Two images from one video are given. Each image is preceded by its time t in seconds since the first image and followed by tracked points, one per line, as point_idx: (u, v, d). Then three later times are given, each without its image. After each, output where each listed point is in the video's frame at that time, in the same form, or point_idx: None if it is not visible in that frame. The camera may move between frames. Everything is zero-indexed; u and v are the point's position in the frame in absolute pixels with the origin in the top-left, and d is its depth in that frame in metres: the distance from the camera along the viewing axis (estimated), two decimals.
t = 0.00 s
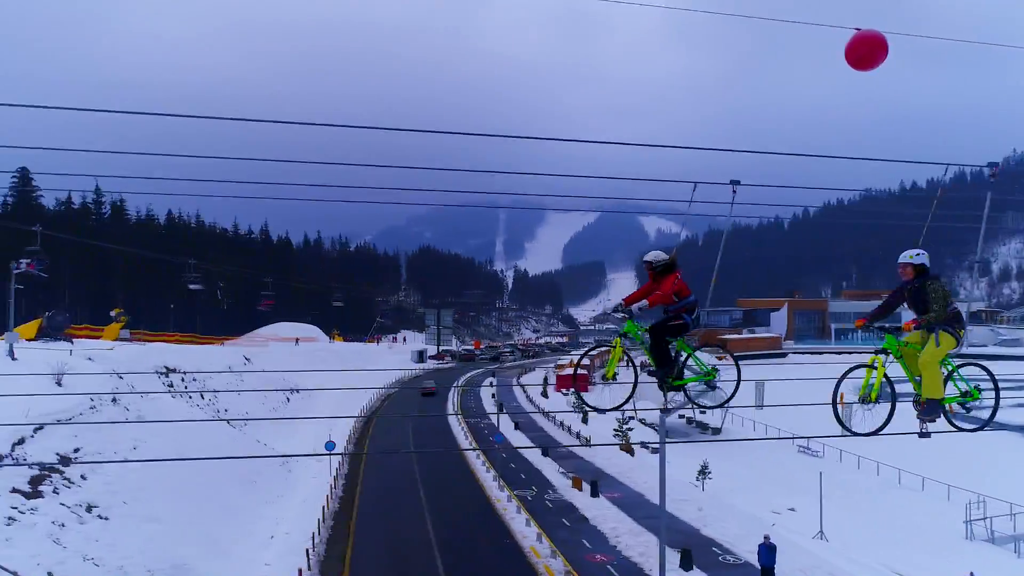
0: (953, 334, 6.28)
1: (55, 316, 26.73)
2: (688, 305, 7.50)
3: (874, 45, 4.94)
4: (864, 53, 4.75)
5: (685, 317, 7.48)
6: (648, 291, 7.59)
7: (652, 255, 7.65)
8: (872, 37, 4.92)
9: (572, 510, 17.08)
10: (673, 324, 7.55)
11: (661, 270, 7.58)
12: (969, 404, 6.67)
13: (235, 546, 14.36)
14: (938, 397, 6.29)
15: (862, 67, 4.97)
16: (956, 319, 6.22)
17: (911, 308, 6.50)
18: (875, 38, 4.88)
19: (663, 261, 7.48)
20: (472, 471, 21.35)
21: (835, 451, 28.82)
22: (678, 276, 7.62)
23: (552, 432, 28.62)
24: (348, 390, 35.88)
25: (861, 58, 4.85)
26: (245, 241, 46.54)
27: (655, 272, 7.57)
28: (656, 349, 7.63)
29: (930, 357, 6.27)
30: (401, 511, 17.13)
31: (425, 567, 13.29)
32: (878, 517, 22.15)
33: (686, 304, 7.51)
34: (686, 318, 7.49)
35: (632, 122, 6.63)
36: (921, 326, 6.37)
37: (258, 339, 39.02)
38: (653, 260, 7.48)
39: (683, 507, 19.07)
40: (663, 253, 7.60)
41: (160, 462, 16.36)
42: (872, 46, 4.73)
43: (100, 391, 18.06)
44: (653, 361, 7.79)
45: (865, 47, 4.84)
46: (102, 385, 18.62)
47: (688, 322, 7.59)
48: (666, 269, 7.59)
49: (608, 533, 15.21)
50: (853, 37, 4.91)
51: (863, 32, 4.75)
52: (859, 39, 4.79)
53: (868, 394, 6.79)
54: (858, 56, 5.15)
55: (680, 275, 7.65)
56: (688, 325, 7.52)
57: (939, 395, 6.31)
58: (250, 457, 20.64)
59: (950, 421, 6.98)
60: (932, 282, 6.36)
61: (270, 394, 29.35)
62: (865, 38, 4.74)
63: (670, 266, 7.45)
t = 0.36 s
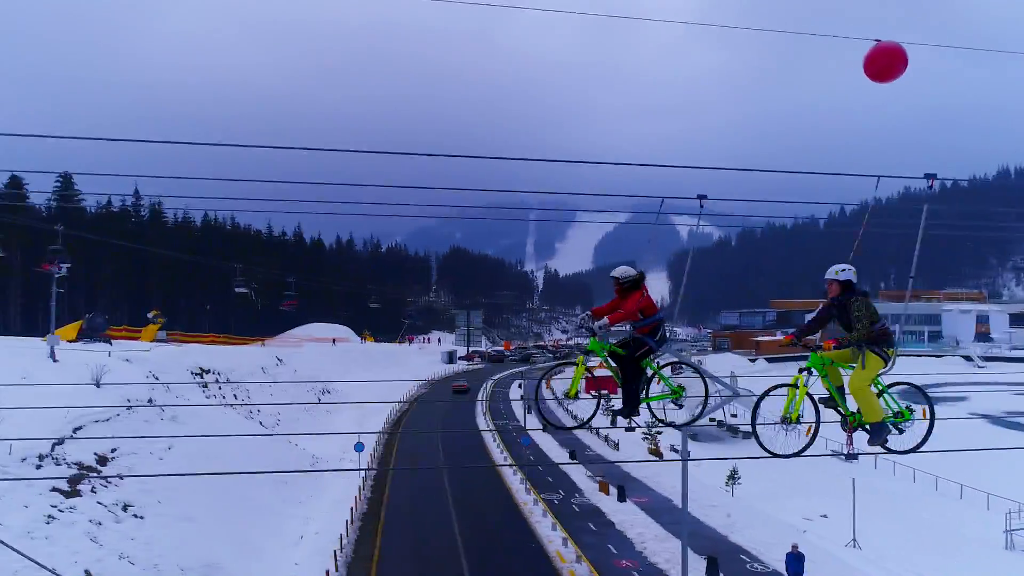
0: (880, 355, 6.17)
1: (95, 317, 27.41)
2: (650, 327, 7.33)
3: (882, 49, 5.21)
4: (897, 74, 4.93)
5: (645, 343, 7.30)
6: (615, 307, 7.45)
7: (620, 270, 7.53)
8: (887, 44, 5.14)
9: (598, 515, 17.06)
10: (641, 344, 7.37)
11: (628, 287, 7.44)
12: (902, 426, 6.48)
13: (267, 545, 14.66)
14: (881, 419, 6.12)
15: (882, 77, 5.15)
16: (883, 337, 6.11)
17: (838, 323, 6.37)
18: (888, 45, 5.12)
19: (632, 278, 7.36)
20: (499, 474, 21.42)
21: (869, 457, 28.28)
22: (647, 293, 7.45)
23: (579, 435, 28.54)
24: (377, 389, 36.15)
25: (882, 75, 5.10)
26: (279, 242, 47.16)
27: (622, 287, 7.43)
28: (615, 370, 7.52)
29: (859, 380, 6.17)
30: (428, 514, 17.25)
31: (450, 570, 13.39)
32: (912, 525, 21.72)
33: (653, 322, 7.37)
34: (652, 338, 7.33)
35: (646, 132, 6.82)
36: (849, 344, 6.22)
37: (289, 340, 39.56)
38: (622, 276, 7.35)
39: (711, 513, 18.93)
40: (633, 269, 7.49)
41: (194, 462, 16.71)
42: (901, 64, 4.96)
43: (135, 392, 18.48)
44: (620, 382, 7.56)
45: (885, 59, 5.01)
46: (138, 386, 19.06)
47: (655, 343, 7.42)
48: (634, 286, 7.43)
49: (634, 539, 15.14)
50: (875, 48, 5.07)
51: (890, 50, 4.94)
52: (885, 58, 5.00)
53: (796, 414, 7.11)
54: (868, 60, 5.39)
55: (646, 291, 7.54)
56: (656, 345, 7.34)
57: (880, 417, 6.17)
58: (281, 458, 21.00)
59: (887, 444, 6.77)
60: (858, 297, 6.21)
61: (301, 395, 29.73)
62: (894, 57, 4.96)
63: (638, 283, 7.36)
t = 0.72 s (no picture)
0: (793, 375, 6.58)
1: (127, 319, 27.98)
2: (610, 343, 7.41)
3: (900, 63, 5.76)
4: (917, 88, 5.41)
5: (606, 360, 7.43)
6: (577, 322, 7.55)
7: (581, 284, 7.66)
8: (903, 57, 5.62)
9: (621, 519, 17.03)
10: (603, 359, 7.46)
11: (590, 302, 7.56)
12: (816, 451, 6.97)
13: (293, 546, 14.88)
14: (788, 418, 6.53)
15: (900, 91, 5.61)
16: (798, 359, 6.52)
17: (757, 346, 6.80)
18: (904, 56, 5.60)
19: (593, 292, 7.48)
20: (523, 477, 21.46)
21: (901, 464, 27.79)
22: (608, 307, 7.58)
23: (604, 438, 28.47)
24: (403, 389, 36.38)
25: (904, 89, 5.59)
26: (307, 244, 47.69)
27: (583, 301, 7.54)
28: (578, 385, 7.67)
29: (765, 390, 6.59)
30: (451, 517, 17.36)
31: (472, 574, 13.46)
32: (944, 533, 21.31)
33: (614, 336, 7.48)
34: (614, 352, 7.45)
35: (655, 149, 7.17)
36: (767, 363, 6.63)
37: (316, 342, 39.99)
38: (583, 290, 7.49)
39: (737, 519, 18.76)
40: (594, 282, 7.62)
41: (225, 463, 17.04)
42: (922, 78, 5.46)
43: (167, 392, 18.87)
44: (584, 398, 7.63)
45: (903, 73, 5.46)
46: (169, 386, 19.48)
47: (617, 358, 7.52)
48: (595, 300, 7.57)
49: (657, 545, 15.09)
50: (892, 62, 5.53)
51: (910, 64, 5.43)
52: (906, 73, 5.50)
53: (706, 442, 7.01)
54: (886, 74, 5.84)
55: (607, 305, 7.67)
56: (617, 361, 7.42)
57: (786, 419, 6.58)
58: (308, 459, 21.30)
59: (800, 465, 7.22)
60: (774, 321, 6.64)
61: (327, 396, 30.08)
62: (914, 71, 5.45)
63: (599, 297, 7.49)
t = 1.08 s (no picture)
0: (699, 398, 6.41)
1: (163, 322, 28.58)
2: (577, 362, 6.92)
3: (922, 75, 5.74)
4: (942, 99, 5.41)
5: (573, 380, 6.91)
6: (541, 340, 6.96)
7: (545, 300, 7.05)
8: (927, 68, 5.59)
9: (648, 526, 16.90)
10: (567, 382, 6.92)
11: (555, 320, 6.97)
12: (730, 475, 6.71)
13: (321, 548, 15.04)
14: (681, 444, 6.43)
15: (924, 102, 5.58)
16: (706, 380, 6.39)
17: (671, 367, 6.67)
18: (929, 67, 5.57)
19: (559, 308, 6.91)
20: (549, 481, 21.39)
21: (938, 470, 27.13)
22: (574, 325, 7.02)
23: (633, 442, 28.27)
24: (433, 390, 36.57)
25: (928, 100, 5.55)
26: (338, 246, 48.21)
27: (548, 319, 6.95)
28: (542, 409, 6.95)
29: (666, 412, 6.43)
30: (478, 520, 17.37)
31: None
32: (983, 543, 20.76)
33: (580, 357, 6.94)
34: (580, 374, 6.92)
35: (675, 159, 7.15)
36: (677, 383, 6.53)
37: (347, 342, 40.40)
38: (549, 307, 6.91)
39: (766, 527, 18.49)
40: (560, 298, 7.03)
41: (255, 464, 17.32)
42: (947, 90, 5.42)
43: (199, 394, 19.22)
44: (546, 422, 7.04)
45: (927, 86, 5.44)
46: (202, 388, 19.85)
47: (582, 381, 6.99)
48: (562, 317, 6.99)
49: (684, 552, 14.98)
50: (915, 74, 5.50)
51: (936, 76, 5.40)
52: (931, 85, 5.46)
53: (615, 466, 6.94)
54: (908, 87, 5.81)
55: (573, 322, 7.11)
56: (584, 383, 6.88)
57: (682, 447, 6.45)
58: (337, 460, 21.52)
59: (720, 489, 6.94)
60: (683, 344, 6.53)
61: (357, 397, 30.38)
62: (939, 83, 5.41)
63: (566, 314, 6.91)
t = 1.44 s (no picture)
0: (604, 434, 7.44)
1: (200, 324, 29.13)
2: (542, 379, 8.29)
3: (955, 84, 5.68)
4: (975, 110, 5.35)
5: (538, 394, 8.20)
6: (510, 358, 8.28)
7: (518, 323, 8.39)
8: (959, 78, 5.54)
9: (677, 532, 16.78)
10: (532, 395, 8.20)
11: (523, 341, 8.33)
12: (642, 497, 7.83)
13: (351, 550, 15.21)
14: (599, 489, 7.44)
15: (956, 112, 5.51)
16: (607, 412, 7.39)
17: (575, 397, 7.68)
18: (963, 77, 5.49)
19: (528, 331, 8.24)
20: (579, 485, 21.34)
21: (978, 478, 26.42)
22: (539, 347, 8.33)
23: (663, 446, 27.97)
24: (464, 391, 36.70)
25: (961, 110, 5.48)
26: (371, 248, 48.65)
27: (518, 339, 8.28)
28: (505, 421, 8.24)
29: (581, 461, 7.44)
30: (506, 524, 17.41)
31: None
32: None
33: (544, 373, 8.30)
34: (543, 388, 8.24)
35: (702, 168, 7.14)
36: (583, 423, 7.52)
37: (380, 343, 40.74)
38: (519, 329, 8.24)
39: (798, 534, 18.23)
40: (529, 322, 8.35)
41: (287, 466, 17.57)
42: (980, 99, 5.35)
43: (233, 396, 19.53)
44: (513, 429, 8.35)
45: (958, 97, 5.37)
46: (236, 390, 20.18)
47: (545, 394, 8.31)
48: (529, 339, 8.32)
49: (713, 560, 14.81)
50: (946, 85, 5.44)
51: (968, 87, 5.34)
52: (963, 95, 5.39)
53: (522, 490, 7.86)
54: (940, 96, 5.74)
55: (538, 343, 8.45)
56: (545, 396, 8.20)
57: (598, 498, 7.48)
58: (367, 462, 21.71)
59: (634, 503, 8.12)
60: (588, 366, 7.55)
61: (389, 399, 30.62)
62: (972, 93, 5.34)
63: (532, 336, 8.24)
